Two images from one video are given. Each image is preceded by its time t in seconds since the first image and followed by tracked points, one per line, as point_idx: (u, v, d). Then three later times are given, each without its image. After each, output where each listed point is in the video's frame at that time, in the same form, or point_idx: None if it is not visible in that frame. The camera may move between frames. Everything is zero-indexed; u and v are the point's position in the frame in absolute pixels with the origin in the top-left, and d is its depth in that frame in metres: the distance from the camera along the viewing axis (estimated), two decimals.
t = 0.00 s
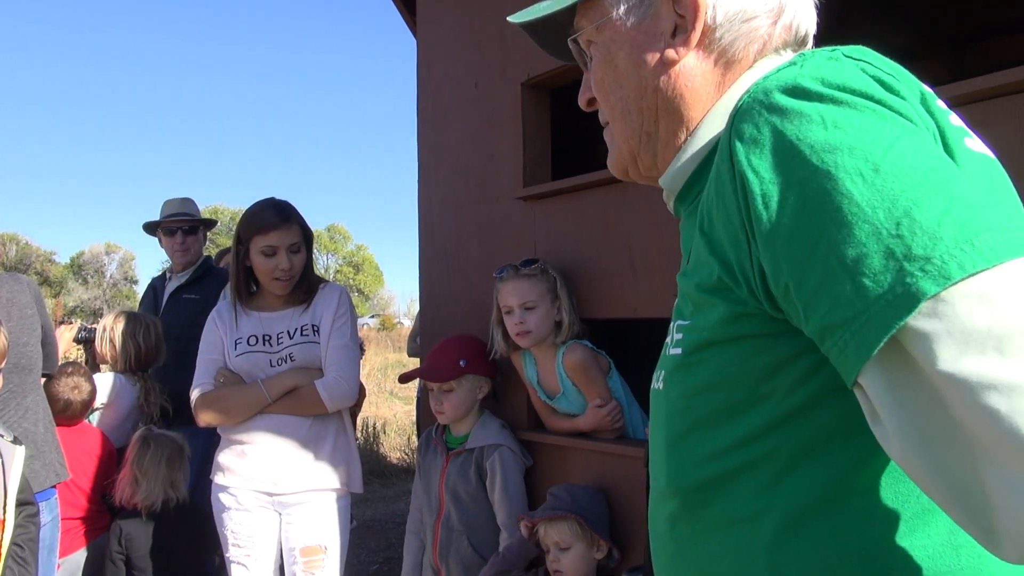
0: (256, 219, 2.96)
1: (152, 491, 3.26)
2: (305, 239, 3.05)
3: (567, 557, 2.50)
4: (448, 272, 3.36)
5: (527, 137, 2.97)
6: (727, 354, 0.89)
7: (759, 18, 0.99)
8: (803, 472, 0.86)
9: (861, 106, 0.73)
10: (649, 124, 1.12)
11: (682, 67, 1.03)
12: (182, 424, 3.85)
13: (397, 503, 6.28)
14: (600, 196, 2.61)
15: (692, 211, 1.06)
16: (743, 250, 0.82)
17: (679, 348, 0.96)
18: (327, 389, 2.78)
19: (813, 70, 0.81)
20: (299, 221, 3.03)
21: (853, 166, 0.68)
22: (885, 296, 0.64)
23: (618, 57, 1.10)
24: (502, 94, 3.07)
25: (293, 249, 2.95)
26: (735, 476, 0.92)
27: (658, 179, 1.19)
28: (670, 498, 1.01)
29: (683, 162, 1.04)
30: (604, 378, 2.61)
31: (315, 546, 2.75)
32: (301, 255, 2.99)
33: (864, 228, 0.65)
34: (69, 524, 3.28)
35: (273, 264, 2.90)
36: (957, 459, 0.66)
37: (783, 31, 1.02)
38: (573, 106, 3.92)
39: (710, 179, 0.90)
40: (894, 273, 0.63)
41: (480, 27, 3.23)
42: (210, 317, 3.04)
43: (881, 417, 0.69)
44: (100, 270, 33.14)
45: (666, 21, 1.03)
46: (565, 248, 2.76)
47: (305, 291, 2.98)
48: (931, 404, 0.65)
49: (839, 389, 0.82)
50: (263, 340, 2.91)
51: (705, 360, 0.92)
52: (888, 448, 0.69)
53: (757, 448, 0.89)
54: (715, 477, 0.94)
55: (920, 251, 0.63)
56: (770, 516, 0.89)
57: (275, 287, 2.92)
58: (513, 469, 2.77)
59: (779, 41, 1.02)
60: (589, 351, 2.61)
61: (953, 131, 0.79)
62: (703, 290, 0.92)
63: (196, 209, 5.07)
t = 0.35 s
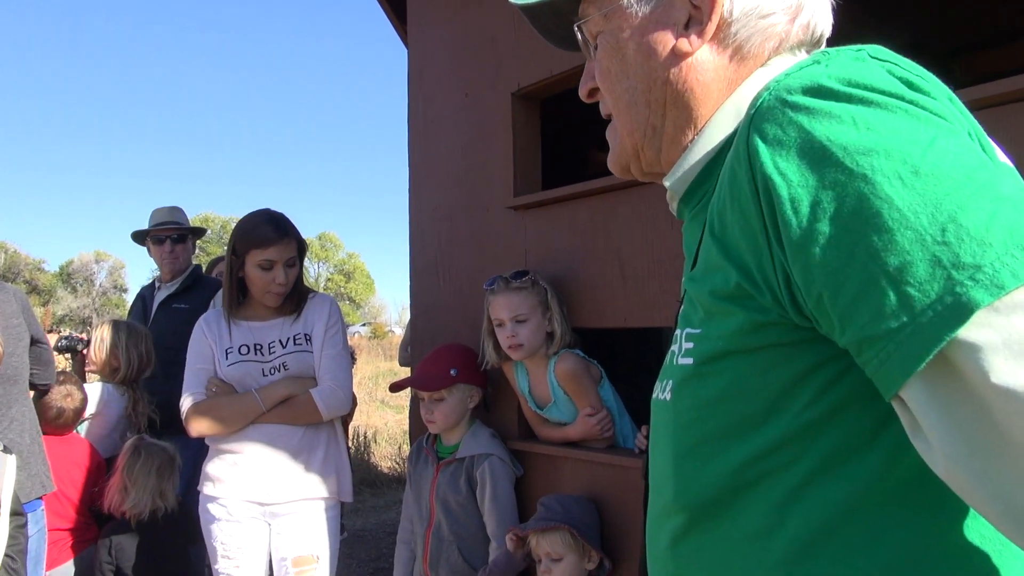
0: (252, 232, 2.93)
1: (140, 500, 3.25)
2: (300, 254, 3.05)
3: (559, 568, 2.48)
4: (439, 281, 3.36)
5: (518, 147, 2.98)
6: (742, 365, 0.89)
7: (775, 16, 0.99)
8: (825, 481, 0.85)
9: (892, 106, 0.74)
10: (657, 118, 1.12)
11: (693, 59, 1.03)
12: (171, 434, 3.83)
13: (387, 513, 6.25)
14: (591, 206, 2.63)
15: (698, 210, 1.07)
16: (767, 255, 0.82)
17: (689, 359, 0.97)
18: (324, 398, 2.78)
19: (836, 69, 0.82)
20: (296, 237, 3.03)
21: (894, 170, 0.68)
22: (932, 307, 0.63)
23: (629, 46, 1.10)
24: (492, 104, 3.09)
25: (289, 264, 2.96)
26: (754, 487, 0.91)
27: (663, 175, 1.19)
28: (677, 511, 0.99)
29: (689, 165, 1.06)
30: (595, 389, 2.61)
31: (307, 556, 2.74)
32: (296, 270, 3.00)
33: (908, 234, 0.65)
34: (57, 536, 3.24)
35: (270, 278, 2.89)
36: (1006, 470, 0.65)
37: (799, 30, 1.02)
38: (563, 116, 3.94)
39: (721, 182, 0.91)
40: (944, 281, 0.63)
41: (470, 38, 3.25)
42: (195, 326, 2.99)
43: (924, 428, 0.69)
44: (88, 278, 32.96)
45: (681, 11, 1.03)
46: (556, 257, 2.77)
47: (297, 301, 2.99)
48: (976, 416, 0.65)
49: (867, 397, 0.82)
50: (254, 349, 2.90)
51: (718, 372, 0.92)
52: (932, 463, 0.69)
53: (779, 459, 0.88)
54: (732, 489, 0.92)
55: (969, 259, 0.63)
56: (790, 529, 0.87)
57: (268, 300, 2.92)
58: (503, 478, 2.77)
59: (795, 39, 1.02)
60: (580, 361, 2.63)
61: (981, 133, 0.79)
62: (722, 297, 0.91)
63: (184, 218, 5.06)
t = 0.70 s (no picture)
0: (253, 244, 2.94)
1: (136, 508, 3.23)
2: (298, 266, 3.06)
3: None
4: (435, 292, 3.36)
5: (515, 159, 2.99)
6: (748, 395, 0.89)
7: (772, 29, 0.99)
8: (846, 513, 0.84)
9: (899, 120, 0.74)
10: (650, 135, 1.12)
11: (687, 76, 1.03)
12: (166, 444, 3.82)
13: (381, 524, 6.23)
14: (587, 218, 2.63)
15: (699, 228, 1.07)
16: (776, 280, 0.81)
17: (694, 389, 0.97)
18: (318, 408, 2.78)
19: (839, 87, 0.82)
20: (296, 247, 3.03)
21: (908, 186, 0.68)
22: (957, 328, 0.63)
23: (620, 64, 1.11)
24: (490, 116, 3.10)
25: (287, 275, 2.96)
26: (771, 517, 0.90)
27: (658, 191, 1.20)
28: (686, 548, 0.99)
29: (688, 180, 1.07)
30: (594, 401, 2.62)
31: (301, 567, 2.73)
32: (294, 280, 3.00)
33: (927, 252, 0.64)
34: (51, 545, 3.22)
35: (269, 288, 2.89)
36: None
37: (796, 43, 1.02)
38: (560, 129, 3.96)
39: (721, 207, 0.92)
40: (969, 299, 0.63)
41: (468, 50, 3.27)
42: (191, 337, 3.00)
43: (954, 459, 0.67)
44: (84, 286, 32.88)
45: (672, 28, 1.04)
46: (552, 269, 2.78)
47: (293, 310, 2.98)
48: (1012, 446, 0.63)
49: (881, 423, 0.82)
50: (249, 359, 2.88)
51: (721, 404, 0.93)
52: (965, 498, 0.67)
53: (796, 489, 0.88)
54: (748, 522, 0.92)
55: (994, 275, 0.62)
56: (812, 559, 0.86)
57: (263, 311, 2.91)
58: (499, 490, 2.76)
59: (791, 53, 1.02)
60: (579, 372, 2.63)
61: (992, 147, 0.79)
62: (729, 326, 0.91)
63: (181, 227, 5.07)
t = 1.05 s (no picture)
0: (255, 254, 2.96)
1: (141, 517, 3.20)
2: (302, 277, 3.06)
3: None
4: (438, 303, 3.37)
5: (519, 173, 3.01)
6: (756, 402, 0.90)
7: (777, 53, 1.01)
8: (849, 516, 0.85)
9: (910, 142, 0.76)
10: (659, 154, 1.14)
11: (695, 97, 1.05)
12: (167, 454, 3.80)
13: (382, 535, 6.21)
14: (590, 232, 2.65)
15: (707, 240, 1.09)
16: (789, 291, 0.82)
17: (705, 395, 0.97)
18: (316, 421, 2.77)
19: (850, 107, 0.83)
20: (299, 259, 3.05)
21: (919, 204, 0.69)
22: (966, 339, 0.64)
23: (631, 84, 1.13)
24: (493, 129, 3.12)
25: (290, 286, 2.96)
26: (776, 521, 0.91)
27: (667, 208, 1.21)
28: (692, 551, 1.00)
29: (696, 199, 1.08)
30: (596, 412, 2.62)
31: None
32: (297, 292, 3.00)
33: (937, 265, 0.66)
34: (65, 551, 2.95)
35: (270, 300, 2.90)
36: None
37: (800, 66, 1.03)
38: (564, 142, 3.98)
39: (733, 220, 0.93)
40: (977, 311, 0.64)
41: (473, 64, 3.28)
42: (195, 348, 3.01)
43: (959, 462, 0.68)
44: (87, 295, 32.93)
45: (681, 51, 1.05)
46: (555, 282, 2.79)
47: (297, 322, 2.99)
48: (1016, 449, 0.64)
49: (886, 432, 0.83)
50: (251, 370, 2.89)
51: (729, 410, 0.94)
52: (968, 498, 0.68)
53: (801, 493, 0.88)
54: (755, 525, 0.93)
55: (1001, 289, 0.63)
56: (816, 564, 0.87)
57: (265, 321, 2.93)
58: (501, 502, 2.76)
59: (795, 76, 1.03)
60: (582, 386, 2.63)
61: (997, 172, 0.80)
62: (741, 333, 0.92)
63: (187, 237, 5.09)
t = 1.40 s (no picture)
0: (254, 253, 2.98)
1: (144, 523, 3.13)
2: (302, 278, 3.07)
3: None
4: (442, 308, 3.38)
5: (522, 178, 3.03)
6: (756, 406, 0.92)
7: (780, 75, 1.03)
8: (835, 514, 0.87)
9: (894, 169, 0.78)
10: (671, 175, 1.15)
11: (703, 121, 1.07)
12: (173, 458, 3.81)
13: (384, 540, 6.21)
14: (593, 238, 2.66)
15: (718, 252, 1.11)
16: (779, 307, 0.85)
17: (707, 399, 0.99)
18: (318, 425, 2.77)
19: (838, 136, 0.85)
20: (298, 260, 3.06)
21: (897, 229, 0.72)
22: (933, 356, 0.67)
23: (643, 110, 1.14)
24: (497, 135, 3.14)
25: (288, 287, 2.98)
26: (767, 521, 0.93)
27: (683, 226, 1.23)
28: (688, 542, 1.03)
29: (707, 212, 1.10)
30: (599, 418, 2.63)
31: None
32: (295, 294, 3.01)
33: (909, 289, 0.69)
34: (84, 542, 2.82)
35: (266, 300, 2.92)
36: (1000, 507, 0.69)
37: (802, 86, 1.06)
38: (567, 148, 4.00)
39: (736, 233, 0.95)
40: (943, 332, 0.67)
41: (477, 70, 3.31)
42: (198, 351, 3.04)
43: (925, 468, 0.72)
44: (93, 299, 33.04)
45: (688, 77, 1.07)
46: (558, 288, 2.80)
47: (299, 327, 3.00)
48: (974, 459, 0.68)
49: (873, 436, 0.85)
50: (254, 374, 2.91)
51: (729, 412, 0.95)
52: (932, 500, 0.72)
53: (790, 493, 0.91)
54: (748, 523, 0.95)
55: (965, 313, 0.66)
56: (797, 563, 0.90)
57: (263, 322, 2.94)
58: (504, 508, 2.77)
59: (797, 96, 1.06)
60: (584, 392, 2.63)
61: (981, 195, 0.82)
62: (735, 342, 0.95)
63: (192, 241, 5.12)
